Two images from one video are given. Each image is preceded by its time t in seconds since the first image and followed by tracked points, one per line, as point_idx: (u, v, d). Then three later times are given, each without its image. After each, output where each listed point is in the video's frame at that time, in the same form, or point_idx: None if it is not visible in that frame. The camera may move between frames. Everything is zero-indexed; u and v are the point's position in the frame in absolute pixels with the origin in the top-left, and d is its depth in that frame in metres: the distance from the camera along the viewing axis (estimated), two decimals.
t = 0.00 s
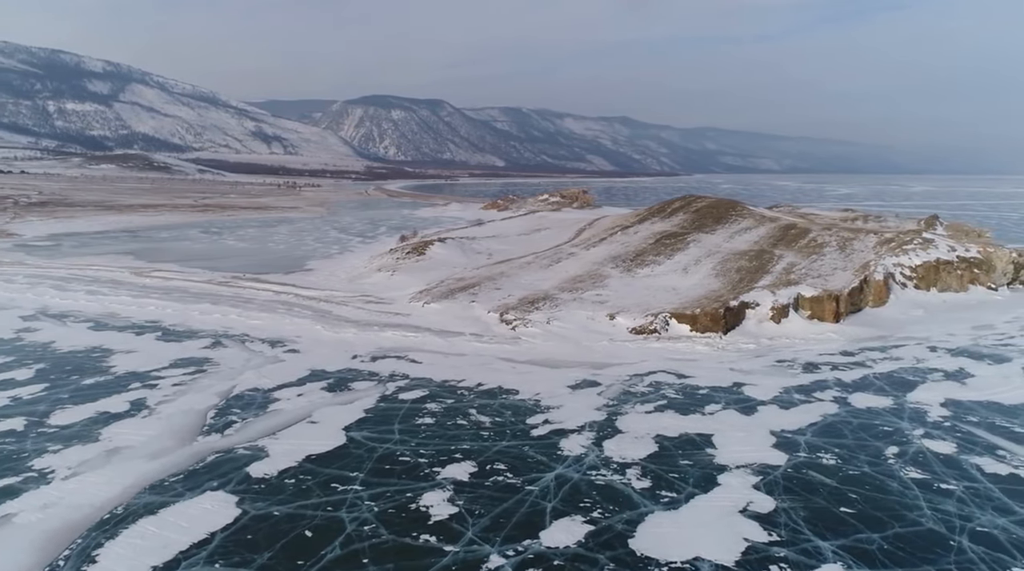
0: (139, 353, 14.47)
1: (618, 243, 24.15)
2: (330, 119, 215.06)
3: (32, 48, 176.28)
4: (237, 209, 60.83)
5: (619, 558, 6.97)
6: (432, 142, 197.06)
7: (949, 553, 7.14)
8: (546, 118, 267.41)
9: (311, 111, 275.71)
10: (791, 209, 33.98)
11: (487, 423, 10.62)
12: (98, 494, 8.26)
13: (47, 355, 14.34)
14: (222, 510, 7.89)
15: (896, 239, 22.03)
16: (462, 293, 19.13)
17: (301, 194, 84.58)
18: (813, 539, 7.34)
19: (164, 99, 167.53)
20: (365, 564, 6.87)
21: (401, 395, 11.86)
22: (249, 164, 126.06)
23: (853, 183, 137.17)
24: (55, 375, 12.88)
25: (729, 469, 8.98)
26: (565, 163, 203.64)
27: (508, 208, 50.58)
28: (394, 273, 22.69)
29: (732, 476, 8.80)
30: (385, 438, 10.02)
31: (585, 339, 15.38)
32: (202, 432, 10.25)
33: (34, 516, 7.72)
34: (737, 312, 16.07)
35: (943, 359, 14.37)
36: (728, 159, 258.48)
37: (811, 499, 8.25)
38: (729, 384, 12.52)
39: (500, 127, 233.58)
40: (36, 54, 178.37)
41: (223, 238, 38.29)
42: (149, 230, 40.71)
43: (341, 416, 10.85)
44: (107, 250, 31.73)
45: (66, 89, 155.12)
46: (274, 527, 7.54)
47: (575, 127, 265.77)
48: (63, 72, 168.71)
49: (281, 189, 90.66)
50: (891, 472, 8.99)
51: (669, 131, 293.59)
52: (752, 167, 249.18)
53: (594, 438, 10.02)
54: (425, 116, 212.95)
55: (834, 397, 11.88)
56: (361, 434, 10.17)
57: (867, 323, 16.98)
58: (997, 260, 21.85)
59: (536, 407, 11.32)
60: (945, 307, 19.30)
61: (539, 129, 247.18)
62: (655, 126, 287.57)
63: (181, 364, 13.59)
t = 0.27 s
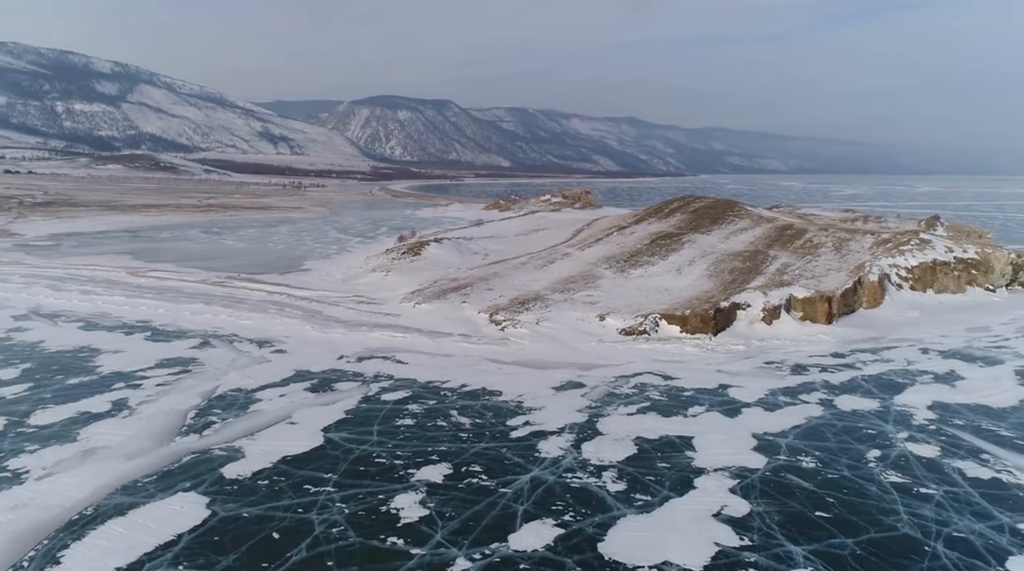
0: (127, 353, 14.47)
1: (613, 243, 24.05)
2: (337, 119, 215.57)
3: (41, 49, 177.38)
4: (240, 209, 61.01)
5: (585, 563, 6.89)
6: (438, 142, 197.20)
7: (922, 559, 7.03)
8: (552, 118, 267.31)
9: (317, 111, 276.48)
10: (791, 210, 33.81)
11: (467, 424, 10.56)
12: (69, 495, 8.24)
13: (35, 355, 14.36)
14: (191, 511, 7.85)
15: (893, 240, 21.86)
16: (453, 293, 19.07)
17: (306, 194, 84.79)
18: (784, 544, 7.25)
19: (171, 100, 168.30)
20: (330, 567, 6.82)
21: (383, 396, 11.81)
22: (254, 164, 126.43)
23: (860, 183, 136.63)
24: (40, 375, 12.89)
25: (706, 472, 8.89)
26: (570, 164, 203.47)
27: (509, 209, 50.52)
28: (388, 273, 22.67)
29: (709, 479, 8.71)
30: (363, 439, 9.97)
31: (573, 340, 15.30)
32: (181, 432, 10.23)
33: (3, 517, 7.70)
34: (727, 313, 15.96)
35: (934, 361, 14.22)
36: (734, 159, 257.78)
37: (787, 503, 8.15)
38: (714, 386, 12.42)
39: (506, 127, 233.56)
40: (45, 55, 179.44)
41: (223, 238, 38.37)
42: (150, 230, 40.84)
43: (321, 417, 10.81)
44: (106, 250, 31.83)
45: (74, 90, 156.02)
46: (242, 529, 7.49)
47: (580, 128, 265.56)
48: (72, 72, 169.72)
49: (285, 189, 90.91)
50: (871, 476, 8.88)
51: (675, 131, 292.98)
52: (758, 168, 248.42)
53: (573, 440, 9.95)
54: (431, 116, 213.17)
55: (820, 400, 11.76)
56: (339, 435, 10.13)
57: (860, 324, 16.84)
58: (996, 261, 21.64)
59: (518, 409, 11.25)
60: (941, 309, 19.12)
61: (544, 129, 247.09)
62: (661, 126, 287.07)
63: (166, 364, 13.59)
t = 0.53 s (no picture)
0: (114, 353, 14.48)
1: (609, 244, 23.95)
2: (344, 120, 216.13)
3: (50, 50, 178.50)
4: (244, 209, 61.16)
5: (549, 567, 6.81)
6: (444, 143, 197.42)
7: (892, 564, 6.93)
8: (559, 119, 267.20)
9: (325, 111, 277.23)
10: (791, 210, 33.65)
11: (445, 425, 10.50)
12: (39, 495, 8.23)
13: (22, 354, 14.39)
14: (158, 512, 7.82)
15: (889, 241, 21.69)
16: (445, 294, 19.03)
17: (311, 194, 84.99)
18: (753, 549, 7.15)
19: (179, 101, 169.11)
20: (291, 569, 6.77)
21: (364, 397, 11.77)
22: (261, 165, 126.90)
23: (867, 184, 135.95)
24: (25, 375, 12.90)
25: (681, 475, 8.80)
26: (576, 164, 203.34)
27: (511, 209, 50.48)
28: (382, 274, 22.65)
29: (683, 482, 8.62)
30: (339, 440, 9.92)
31: (561, 341, 15.23)
32: (158, 432, 10.21)
33: None
34: (717, 315, 15.85)
35: (925, 363, 14.07)
36: (741, 160, 257.00)
37: (760, 506, 8.05)
38: (699, 387, 12.32)
39: (513, 128, 233.52)
40: (55, 56, 180.53)
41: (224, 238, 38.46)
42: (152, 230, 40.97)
43: (300, 418, 10.77)
44: (106, 249, 31.95)
45: (83, 90, 156.94)
46: (207, 530, 7.46)
47: (587, 128, 265.32)
48: (81, 73, 170.71)
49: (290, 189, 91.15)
50: (848, 480, 8.77)
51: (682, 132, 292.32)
52: (765, 168, 247.61)
53: (550, 442, 9.88)
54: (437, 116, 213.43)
55: (804, 402, 11.65)
56: (316, 436, 10.09)
57: (852, 326, 16.70)
58: (994, 262, 21.44)
59: (498, 410, 11.19)
60: (936, 311, 18.95)
61: (551, 129, 247.04)
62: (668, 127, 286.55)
63: (152, 364, 13.58)
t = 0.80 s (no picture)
0: (102, 353, 14.49)
1: (605, 244, 23.86)
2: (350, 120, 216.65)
3: (59, 50, 179.50)
4: (247, 209, 61.31)
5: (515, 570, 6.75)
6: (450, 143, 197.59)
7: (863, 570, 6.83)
8: (565, 119, 267.13)
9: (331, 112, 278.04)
10: (791, 211, 33.50)
11: (425, 427, 10.45)
12: (13, 494, 8.23)
13: (10, 354, 14.40)
14: (129, 512, 7.80)
15: (886, 242, 21.53)
16: (437, 294, 18.99)
17: (315, 194, 85.14)
18: (723, 553, 7.07)
19: (186, 101, 169.78)
20: None
21: (347, 398, 11.74)
22: (267, 165, 127.26)
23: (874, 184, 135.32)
24: (11, 374, 12.91)
25: (658, 478, 8.72)
26: (583, 164, 203.24)
27: (513, 209, 50.44)
28: (377, 274, 22.64)
29: (659, 485, 8.55)
30: (318, 441, 9.90)
31: (550, 342, 15.16)
32: (137, 433, 10.18)
33: None
34: (708, 316, 15.75)
35: (916, 365, 13.94)
36: (748, 160, 256.26)
37: (735, 510, 7.95)
38: (685, 389, 12.23)
39: (519, 128, 233.47)
40: (63, 57, 181.50)
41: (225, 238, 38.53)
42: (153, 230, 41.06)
43: (280, 418, 10.75)
44: (106, 249, 32.03)
45: (92, 90, 157.72)
46: (175, 531, 7.43)
47: (594, 128, 265.08)
48: (89, 74, 171.62)
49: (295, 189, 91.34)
50: (827, 483, 8.66)
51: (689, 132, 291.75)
52: (772, 169, 246.84)
53: (528, 444, 9.82)
54: (443, 117, 213.65)
55: (789, 404, 11.55)
56: (295, 437, 10.06)
57: (845, 328, 16.58)
58: (992, 263, 21.27)
59: (480, 411, 11.13)
60: (932, 312, 18.80)
61: (557, 130, 246.98)
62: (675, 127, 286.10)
63: (138, 365, 13.59)
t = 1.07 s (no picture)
0: (90, 352, 14.52)
1: (600, 245, 23.79)
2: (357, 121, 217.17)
3: (68, 51, 180.54)
4: (251, 209, 61.52)
5: None
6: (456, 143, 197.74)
7: None
8: (572, 120, 266.90)
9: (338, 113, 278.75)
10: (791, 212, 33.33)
11: (405, 427, 10.41)
12: None
13: None
14: (99, 512, 7.79)
15: (883, 242, 21.38)
16: (430, 294, 18.96)
17: (320, 195, 85.39)
18: (693, 557, 7.00)
19: (193, 102, 170.54)
20: None
21: (329, 398, 11.71)
22: (273, 165, 127.63)
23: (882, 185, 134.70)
24: None
25: (633, 481, 8.66)
26: (589, 165, 202.99)
27: (515, 209, 50.43)
28: (372, 274, 22.63)
29: (634, 487, 8.48)
30: (296, 442, 9.87)
31: (538, 342, 15.10)
32: (116, 432, 10.17)
33: None
34: (698, 317, 15.66)
35: (906, 367, 13.82)
36: (754, 161, 255.49)
37: (709, 513, 7.88)
38: (670, 391, 12.15)
39: (525, 128, 233.44)
40: (72, 57, 182.54)
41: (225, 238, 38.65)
42: (155, 230, 41.22)
43: (260, 419, 10.73)
44: (106, 249, 32.15)
45: (100, 91, 158.63)
46: (144, 531, 7.41)
47: (600, 128, 264.76)
48: (98, 74, 172.58)
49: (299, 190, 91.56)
50: (804, 486, 8.57)
51: (696, 132, 290.96)
52: (779, 169, 245.95)
53: (507, 445, 9.77)
54: (450, 117, 213.88)
55: (775, 406, 11.45)
56: (273, 437, 10.04)
57: (838, 329, 16.46)
58: (990, 264, 21.10)
59: (461, 412, 11.09)
60: (927, 314, 18.65)
61: (564, 130, 246.80)
62: (681, 128, 285.40)
63: (125, 365, 13.60)
